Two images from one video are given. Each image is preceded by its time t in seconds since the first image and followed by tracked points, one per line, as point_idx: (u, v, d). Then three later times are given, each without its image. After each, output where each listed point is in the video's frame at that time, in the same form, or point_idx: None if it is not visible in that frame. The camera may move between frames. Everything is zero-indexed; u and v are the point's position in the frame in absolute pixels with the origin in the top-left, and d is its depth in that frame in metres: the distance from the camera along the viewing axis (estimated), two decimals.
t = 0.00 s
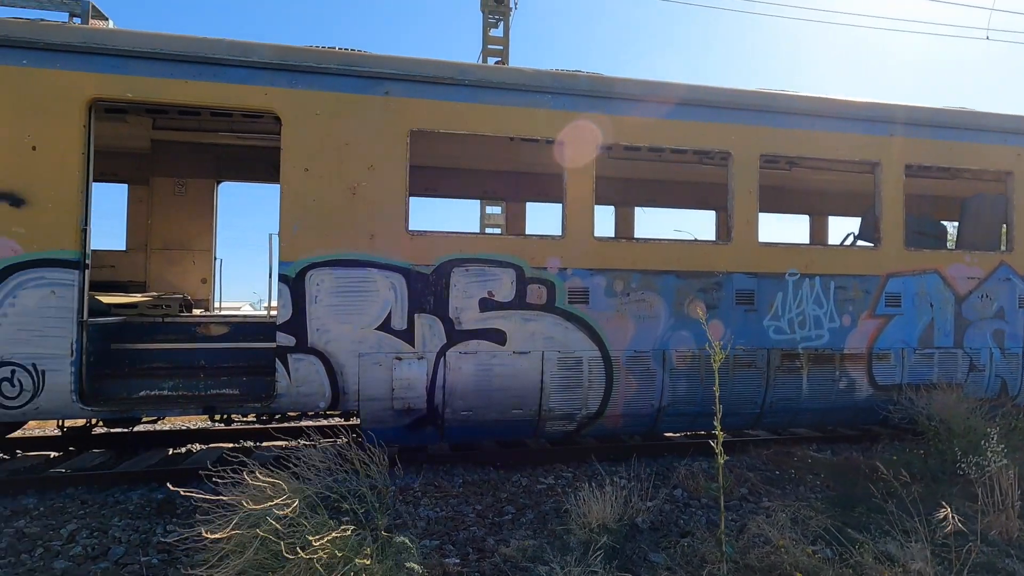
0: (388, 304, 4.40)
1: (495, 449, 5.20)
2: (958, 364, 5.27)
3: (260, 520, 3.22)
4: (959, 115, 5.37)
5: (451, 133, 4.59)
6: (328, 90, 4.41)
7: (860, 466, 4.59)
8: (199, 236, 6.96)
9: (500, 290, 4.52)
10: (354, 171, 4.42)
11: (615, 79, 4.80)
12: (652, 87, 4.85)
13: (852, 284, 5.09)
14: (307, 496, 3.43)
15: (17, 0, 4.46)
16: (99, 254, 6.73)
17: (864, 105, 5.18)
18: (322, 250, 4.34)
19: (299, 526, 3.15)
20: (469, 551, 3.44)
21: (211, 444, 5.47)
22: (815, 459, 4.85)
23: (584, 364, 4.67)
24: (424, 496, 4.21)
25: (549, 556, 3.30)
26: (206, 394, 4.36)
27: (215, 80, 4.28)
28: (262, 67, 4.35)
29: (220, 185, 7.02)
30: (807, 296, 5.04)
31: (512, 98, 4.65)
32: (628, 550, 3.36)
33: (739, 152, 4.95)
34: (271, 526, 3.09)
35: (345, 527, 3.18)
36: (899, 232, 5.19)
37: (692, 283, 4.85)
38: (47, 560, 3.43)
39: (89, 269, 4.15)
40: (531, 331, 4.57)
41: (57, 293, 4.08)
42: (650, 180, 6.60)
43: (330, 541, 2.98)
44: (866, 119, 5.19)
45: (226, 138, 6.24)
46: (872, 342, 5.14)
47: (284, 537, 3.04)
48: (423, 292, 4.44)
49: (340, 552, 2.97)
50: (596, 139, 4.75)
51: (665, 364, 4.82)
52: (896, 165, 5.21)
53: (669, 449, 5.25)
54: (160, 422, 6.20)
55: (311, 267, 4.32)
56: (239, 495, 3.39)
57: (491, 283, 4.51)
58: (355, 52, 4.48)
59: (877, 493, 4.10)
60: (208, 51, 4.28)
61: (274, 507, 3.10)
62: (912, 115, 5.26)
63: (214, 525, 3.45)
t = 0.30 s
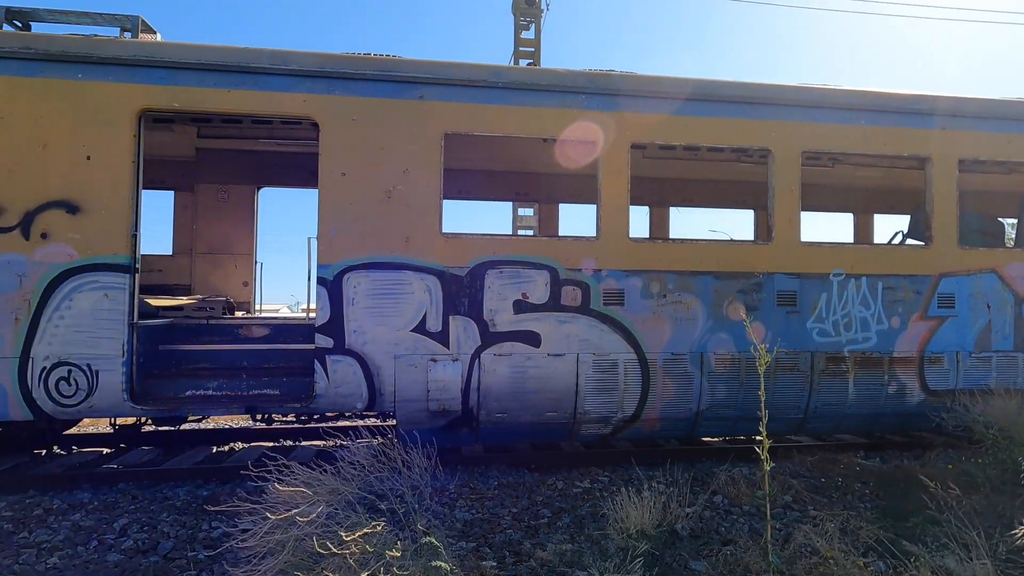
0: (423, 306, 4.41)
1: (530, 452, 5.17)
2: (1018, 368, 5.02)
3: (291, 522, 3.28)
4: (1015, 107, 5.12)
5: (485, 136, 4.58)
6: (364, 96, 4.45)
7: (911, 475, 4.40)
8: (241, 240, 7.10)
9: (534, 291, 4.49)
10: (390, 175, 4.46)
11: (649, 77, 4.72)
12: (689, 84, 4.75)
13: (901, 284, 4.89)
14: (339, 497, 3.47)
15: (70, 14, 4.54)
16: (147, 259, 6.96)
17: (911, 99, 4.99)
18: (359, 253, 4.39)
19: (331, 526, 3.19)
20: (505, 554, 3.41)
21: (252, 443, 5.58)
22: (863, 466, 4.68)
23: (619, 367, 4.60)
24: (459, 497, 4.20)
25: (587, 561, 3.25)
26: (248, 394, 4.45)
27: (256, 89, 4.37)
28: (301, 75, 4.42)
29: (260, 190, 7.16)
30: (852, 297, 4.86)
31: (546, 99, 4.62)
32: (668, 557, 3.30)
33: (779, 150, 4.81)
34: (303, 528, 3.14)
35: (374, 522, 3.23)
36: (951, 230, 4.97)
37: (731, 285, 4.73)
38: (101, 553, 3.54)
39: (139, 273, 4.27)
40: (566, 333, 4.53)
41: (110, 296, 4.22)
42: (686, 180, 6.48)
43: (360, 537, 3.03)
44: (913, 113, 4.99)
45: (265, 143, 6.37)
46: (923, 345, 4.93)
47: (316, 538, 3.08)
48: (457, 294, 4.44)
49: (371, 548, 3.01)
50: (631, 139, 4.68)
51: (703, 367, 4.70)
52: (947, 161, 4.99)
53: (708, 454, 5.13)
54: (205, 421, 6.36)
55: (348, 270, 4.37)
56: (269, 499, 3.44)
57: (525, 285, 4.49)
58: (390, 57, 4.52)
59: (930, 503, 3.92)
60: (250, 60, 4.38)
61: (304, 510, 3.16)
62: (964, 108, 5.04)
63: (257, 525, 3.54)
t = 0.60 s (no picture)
0: (465, 309, 4.40)
1: (573, 455, 5.09)
2: None
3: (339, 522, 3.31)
4: None
5: (527, 138, 4.55)
6: (408, 101, 4.49)
7: (981, 488, 4.14)
8: (289, 244, 7.26)
9: (577, 294, 4.42)
10: (433, 179, 4.47)
11: (695, 73, 4.59)
12: (737, 79, 4.60)
13: (969, 285, 4.62)
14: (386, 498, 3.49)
15: (134, 32, 4.72)
16: (202, 263, 7.20)
17: (978, 89, 4.71)
18: (403, 256, 4.42)
19: (377, 526, 3.22)
20: (550, 559, 3.36)
21: (301, 442, 5.69)
22: (928, 478, 4.42)
23: (664, 370, 4.48)
24: (503, 500, 4.16)
25: (634, 570, 3.17)
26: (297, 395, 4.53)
27: (304, 98, 4.46)
28: (347, 83, 4.49)
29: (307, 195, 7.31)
30: (915, 298, 4.62)
31: (589, 99, 4.55)
32: (719, 567, 3.20)
33: (834, 146, 4.61)
34: (350, 528, 3.17)
35: (419, 522, 3.24)
36: None
37: (783, 286, 4.56)
38: (161, 545, 3.65)
39: (196, 277, 4.41)
40: (609, 336, 4.44)
41: (170, 299, 4.36)
42: (734, 178, 6.29)
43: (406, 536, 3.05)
44: (979, 104, 4.71)
45: (311, 150, 6.50)
46: (994, 350, 4.64)
47: (362, 538, 3.10)
48: (499, 296, 4.41)
49: (416, 548, 3.01)
50: (676, 137, 4.56)
51: (754, 371, 4.54)
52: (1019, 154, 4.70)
53: (760, 461, 4.95)
54: (257, 421, 6.52)
55: (393, 272, 4.40)
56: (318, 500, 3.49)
57: (568, 287, 4.43)
58: (433, 63, 4.54)
59: (1004, 519, 3.67)
60: (298, 69, 4.47)
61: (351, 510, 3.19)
62: None
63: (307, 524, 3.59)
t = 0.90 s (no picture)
0: (499, 311, 4.38)
1: (609, 459, 5.01)
2: None
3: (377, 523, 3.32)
4: None
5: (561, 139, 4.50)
6: (442, 105, 4.49)
7: None
8: (326, 248, 7.36)
9: (611, 295, 4.35)
10: (467, 181, 4.46)
11: (733, 69, 4.47)
12: (778, 74, 4.46)
13: None
14: (423, 500, 3.49)
15: (180, 44, 4.80)
16: (243, 266, 7.37)
17: None
18: (436, 259, 4.42)
19: (415, 529, 3.21)
20: (587, 564, 3.30)
21: (337, 442, 5.75)
22: (986, 489, 4.20)
23: (702, 373, 4.37)
24: (538, 503, 4.11)
25: None
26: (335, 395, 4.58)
27: (340, 103, 4.51)
28: (383, 88, 4.52)
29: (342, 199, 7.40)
30: (970, 299, 4.40)
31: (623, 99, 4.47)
32: None
33: (880, 141, 4.43)
34: (389, 528, 3.18)
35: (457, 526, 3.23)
36: None
37: (827, 287, 4.40)
38: (206, 541, 3.72)
39: (239, 281, 4.50)
40: (645, 338, 4.35)
41: (214, 302, 4.46)
42: (774, 176, 6.11)
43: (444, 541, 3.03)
44: None
45: (347, 154, 6.57)
46: None
47: (399, 540, 3.10)
48: (533, 298, 4.37)
49: (454, 552, 2.99)
50: (713, 135, 4.44)
51: (796, 375, 4.39)
52: None
53: (804, 468, 4.78)
54: (296, 420, 6.62)
55: (427, 275, 4.41)
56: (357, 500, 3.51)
57: (602, 288, 4.36)
58: (466, 66, 4.53)
59: None
60: (334, 76, 4.52)
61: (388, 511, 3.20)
62: None
63: (346, 523, 3.62)
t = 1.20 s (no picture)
0: (541, 313, 4.34)
1: (654, 464, 4.90)
2: None
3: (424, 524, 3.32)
4: None
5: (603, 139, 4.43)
6: (483, 108, 4.50)
7: None
8: (369, 251, 7.47)
9: (655, 296, 4.26)
10: (508, 183, 4.45)
11: (781, 63, 4.32)
12: (832, 66, 4.29)
13: None
14: (470, 502, 3.47)
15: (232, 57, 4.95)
16: (291, 270, 7.56)
17: None
18: (478, 261, 4.42)
19: (462, 530, 3.18)
20: (632, 571, 3.23)
21: (382, 443, 5.82)
22: None
23: (751, 377, 4.22)
24: (581, 507, 4.05)
25: None
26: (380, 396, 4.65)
27: (384, 109, 4.57)
28: (426, 93, 4.55)
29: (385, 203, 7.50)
30: None
31: (667, 96, 4.37)
32: None
33: (942, 134, 4.20)
34: (438, 530, 3.15)
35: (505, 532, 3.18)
36: None
37: (885, 287, 4.19)
38: (258, 535, 3.81)
39: (288, 284, 4.60)
40: (690, 341, 4.24)
41: (265, 305, 4.57)
42: (825, 172, 5.88)
43: (495, 547, 2.99)
44: None
45: (390, 159, 6.66)
46: None
47: (447, 543, 3.07)
48: (575, 300, 4.32)
49: (504, 559, 2.95)
50: (761, 131, 4.29)
51: (853, 380, 4.20)
52: None
53: (861, 476, 4.57)
54: (341, 420, 6.74)
55: (469, 278, 4.41)
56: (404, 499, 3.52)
57: (646, 290, 4.27)
58: (507, 69, 4.52)
59: None
60: (378, 83, 4.58)
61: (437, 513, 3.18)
62: None
63: (392, 523, 3.64)
